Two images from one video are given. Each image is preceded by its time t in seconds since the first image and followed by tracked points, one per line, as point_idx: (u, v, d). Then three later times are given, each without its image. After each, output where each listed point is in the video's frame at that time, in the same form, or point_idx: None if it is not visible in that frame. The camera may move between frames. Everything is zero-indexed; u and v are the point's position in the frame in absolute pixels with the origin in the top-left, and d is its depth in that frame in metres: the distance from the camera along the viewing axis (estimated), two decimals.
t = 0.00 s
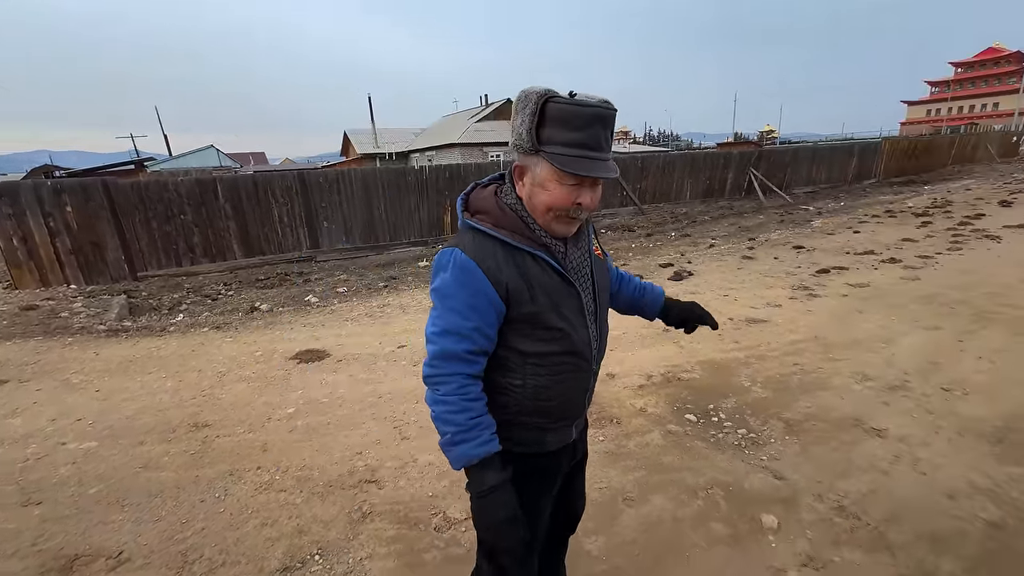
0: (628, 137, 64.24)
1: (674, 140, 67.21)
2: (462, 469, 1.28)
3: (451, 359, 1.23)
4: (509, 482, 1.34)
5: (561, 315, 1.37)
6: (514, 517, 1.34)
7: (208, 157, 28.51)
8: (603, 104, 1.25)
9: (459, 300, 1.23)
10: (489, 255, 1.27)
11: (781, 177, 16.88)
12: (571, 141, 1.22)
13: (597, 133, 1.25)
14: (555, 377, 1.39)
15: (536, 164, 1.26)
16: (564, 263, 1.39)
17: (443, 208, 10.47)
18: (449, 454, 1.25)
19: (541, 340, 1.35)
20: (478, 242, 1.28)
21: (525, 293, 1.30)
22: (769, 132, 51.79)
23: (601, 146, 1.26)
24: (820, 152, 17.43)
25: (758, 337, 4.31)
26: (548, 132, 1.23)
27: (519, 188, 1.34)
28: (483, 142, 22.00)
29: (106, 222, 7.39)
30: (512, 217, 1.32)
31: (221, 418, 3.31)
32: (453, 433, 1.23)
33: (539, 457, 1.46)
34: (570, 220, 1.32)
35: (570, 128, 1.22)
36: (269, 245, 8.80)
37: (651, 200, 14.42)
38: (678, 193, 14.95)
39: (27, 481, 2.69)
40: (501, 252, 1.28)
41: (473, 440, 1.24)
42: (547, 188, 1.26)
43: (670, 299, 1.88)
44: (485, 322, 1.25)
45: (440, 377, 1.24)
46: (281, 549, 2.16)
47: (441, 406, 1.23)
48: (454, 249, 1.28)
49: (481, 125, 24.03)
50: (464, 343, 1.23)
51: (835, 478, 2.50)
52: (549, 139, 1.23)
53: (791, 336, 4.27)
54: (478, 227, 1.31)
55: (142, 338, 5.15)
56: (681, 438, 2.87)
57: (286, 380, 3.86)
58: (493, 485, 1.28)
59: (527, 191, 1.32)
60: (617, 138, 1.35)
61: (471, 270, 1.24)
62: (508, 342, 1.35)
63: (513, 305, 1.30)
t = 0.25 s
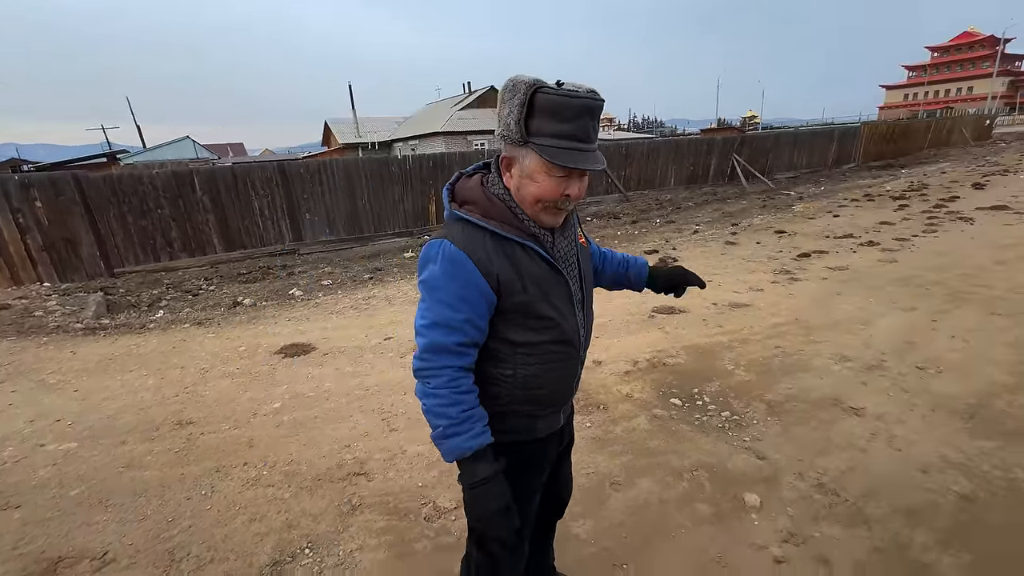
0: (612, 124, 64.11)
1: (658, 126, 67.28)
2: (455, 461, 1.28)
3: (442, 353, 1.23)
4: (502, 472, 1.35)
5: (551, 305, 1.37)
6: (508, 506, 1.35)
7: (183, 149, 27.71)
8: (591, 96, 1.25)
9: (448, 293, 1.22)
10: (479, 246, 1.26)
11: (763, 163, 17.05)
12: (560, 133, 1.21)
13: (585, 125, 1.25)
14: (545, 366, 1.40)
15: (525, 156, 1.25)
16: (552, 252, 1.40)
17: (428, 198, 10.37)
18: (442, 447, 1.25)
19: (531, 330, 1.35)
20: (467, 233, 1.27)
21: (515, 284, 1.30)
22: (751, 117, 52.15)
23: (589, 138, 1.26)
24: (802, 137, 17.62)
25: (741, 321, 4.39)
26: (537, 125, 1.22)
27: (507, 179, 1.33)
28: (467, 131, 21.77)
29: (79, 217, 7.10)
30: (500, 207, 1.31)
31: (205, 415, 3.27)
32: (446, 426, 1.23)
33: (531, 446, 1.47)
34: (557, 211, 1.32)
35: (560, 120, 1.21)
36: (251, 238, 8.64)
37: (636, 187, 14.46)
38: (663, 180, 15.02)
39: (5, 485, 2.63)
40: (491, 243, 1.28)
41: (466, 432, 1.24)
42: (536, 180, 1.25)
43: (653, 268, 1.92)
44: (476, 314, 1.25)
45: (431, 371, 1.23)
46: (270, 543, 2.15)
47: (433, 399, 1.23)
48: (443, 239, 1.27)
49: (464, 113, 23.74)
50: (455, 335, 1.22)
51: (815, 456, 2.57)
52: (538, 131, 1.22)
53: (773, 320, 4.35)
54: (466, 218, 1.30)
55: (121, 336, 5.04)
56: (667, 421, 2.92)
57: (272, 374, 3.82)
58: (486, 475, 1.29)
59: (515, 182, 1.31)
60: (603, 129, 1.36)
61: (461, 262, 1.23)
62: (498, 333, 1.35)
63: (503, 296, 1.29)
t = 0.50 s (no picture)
0: (597, 108, 63.70)
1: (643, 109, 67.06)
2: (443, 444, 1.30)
3: (428, 338, 1.23)
4: (489, 453, 1.38)
5: (535, 288, 1.38)
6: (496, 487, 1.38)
7: (157, 137, 26.85)
8: (568, 80, 1.25)
9: (432, 278, 1.22)
10: (462, 232, 1.26)
11: (746, 145, 17.15)
12: (539, 118, 1.21)
13: (563, 109, 1.25)
14: (530, 348, 1.42)
15: (505, 141, 1.24)
16: (535, 237, 1.40)
17: (412, 184, 10.25)
18: (429, 430, 1.27)
19: (516, 314, 1.36)
20: (449, 218, 1.27)
21: (499, 268, 1.30)
22: (735, 100, 52.24)
23: (568, 122, 1.26)
24: (784, 119, 17.74)
25: (724, 303, 4.46)
26: (516, 110, 1.21)
27: (487, 165, 1.33)
28: (451, 115, 21.45)
29: (51, 209, 6.86)
30: (482, 193, 1.31)
31: (191, 408, 3.24)
32: (434, 410, 1.24)
33: (518, 427, 1.50)
34: (538, 196, 1.33)
35: (538, 104, 1.20)
36: (231, 228, 8.47)
37: (622, 171, 14.46)
38: (648, 163, 15.04)
39: None
40: (473, 228, 1.28)
41: (453, 415, 1.26)
42: (516, 165, 1.25)
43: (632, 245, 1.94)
44: (460, 299, 1.25)
45: (418, 357, 1.24)
46: (260, 533, 2.17)
47: (420, 384, 1.24)
48: (425, 225, 1.27)
49: (448, 97, 23.36)
50: (440, 320, 1.23)
51: (794, 432, 2.65)
52: (516, 117, 1.21)
53: (755, 301, 4.44)
54: (448, 203, 1.30)
55: (100, 330, 4.93)
56: (652, 402, 2.98)
57: (257, 366, 3.79)
58: (474, 457, 1.31)
59: (495, 168, 1.31)
60: (581, 113, 1.36)
61: (444, 247, 1.23)
62: (483, 317, 1.36)
63: (487, 281, 1.30)
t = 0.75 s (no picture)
0: (585, 91, 63.14)
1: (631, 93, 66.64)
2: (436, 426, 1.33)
3: (420, 323, 1.26)
4: (481, 434, 1.42)
5: (525, 273, 1.41)
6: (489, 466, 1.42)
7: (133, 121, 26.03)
8: (553, 66, 1.26)
9: (424, 265, 1.24)
10: (452, 219, 1.28)
11: (733, 129, 17.21)
12: (526, 104, 1.22)
13: (549, 95, 1.26)
14: (521, 332, 1.45)
15: (493, 128, 1.26)
16: (524, 223, 1.43)
17: (399, 169, 10.13)
18: (423, 413, 1.30)
19: (507, 299, 1.40)
20: (439, 206, 1.29)
21: (490, 254, 1.33)
22: (723, 83, 52.17)
23: (554, 107, 1.28)
24: (771, 102, 17.80)
25: (711, 286, 4.54)
26: (503, 96, 1.22)
27: (477, 152, 1.34)
28: (438, 99, 21.12)
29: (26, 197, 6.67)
30: (472, 179, 1.33)
31: (183, 396, 3.23)
32: (427, 393, 1.27)
33: (510, 409, 1.54)
34: (527, 181, 1.35)
35: (524, 90, 1.22)
36: (215, 216, 8.32)
37: (610, 156, 14.44)
38: (636, 148, 15.03)
39: None
40: (464, 215, 1.30)
41: (446, 398, 1.29)
42: (505, 151, 1.27)
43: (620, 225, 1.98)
44: (452, 285, 1.28)
45: (410, 341, 1.26)
46: (259, 517, 2.20)
47: (413, 367, 1.27)
48: (416, 213, 1.28)
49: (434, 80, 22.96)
50: (432, 306, 1.25)
51: (777, 410, 2.75)
52: (504, 103, 1.23)
53: (741, 284, 4.52)
54: (438, 191, 1.31)
55: (85, 321, 4.86)
56: (641, 384, 3.06)
57: (248, 354, 3.78)
58: (467, 438, 1.35)
59: (484, 154, 1.32)
60: (567, 98, 1.38)
61: (435, 235, 1.25)
62: (475, 303, 1.39)
63: (478, 267, 1.33)
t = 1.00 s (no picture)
0: (577, 77, 62.56)
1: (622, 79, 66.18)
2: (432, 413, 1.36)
3: (415, 313, 1.28)
4: (476, 420, 1.45)
5: (519, 263, 1.43)
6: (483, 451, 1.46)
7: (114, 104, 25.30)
8: (545, 55, 1.27)
9: (419, 256, 1.26)
10: (446, 210, 1.30)
11: (724, 117, 17.24)
12: (519, 94, 1.24)
13: (542, 85, 1.28)
14: (515, 320, 1.48)
15: (486, 118, 1.27)
16: (517, 213, 1.44)
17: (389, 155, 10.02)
18: (419, 400, 1.33)
19: (501, 288, 1.42)
20: (433, 197, 1.31)
21: (484, 245, 1.35)
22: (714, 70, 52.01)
23: (547, 97, 1.29)
24: (762, 90, 17.82)
25: (701, 274, 4.61)
26: (496, 86, 1.24)
27: (470, 142, 1.35)
28: (427, 84, 20.82)
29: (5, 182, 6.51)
30: (465, 170, 1.34)
31: (176, 384, 3.23)
32: (422, 380, 1.30)
33: (504, 396, 1.57)
34: (521, 170, 1.36)
35: (516, 80, 1.23)
36: (201, 202, 8.19)
37: (602, 143, 14.40)
38: (627, 135, 15.01)
39: None
40: (458, 206, 1.32)
41: (441, 385, 1.32)
42: (498, 141, 1.28)
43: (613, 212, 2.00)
44: (446, 276, 1.30)
45: (406, 331, 1.29)
46: (257, 501, 2.23)
47: (409, 356, 1.29)
48: (410, 204, 1.30)
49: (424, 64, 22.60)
50: (427, 297, 1.28)
51: (763, 394, 2.83)
52: (496, 93, 1.24)
53: (730, 272, 4.60)
54: (432, 182, 1.33)
55: (72, 309, 4.80)
56: (632, 370, 3.12)
57: (241, 341, 3.77)
58: (462, 424, 1.39)
59: (478, 144, 1.34)
60: (559, 88, 1.39)
61: (429, 226, 1.27)
62: (469, 292, 1.41)
63: (472, 257, 1.35)
